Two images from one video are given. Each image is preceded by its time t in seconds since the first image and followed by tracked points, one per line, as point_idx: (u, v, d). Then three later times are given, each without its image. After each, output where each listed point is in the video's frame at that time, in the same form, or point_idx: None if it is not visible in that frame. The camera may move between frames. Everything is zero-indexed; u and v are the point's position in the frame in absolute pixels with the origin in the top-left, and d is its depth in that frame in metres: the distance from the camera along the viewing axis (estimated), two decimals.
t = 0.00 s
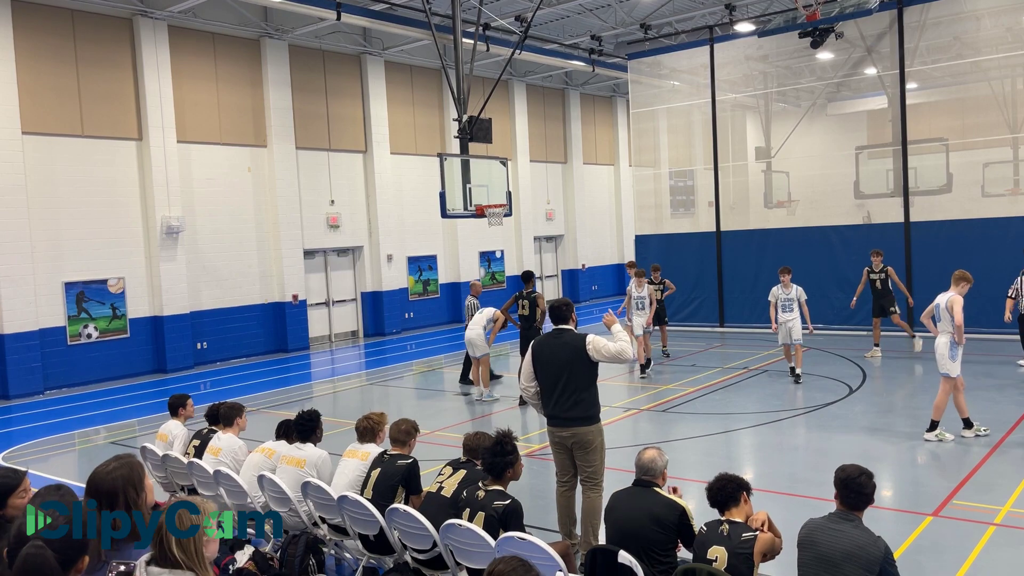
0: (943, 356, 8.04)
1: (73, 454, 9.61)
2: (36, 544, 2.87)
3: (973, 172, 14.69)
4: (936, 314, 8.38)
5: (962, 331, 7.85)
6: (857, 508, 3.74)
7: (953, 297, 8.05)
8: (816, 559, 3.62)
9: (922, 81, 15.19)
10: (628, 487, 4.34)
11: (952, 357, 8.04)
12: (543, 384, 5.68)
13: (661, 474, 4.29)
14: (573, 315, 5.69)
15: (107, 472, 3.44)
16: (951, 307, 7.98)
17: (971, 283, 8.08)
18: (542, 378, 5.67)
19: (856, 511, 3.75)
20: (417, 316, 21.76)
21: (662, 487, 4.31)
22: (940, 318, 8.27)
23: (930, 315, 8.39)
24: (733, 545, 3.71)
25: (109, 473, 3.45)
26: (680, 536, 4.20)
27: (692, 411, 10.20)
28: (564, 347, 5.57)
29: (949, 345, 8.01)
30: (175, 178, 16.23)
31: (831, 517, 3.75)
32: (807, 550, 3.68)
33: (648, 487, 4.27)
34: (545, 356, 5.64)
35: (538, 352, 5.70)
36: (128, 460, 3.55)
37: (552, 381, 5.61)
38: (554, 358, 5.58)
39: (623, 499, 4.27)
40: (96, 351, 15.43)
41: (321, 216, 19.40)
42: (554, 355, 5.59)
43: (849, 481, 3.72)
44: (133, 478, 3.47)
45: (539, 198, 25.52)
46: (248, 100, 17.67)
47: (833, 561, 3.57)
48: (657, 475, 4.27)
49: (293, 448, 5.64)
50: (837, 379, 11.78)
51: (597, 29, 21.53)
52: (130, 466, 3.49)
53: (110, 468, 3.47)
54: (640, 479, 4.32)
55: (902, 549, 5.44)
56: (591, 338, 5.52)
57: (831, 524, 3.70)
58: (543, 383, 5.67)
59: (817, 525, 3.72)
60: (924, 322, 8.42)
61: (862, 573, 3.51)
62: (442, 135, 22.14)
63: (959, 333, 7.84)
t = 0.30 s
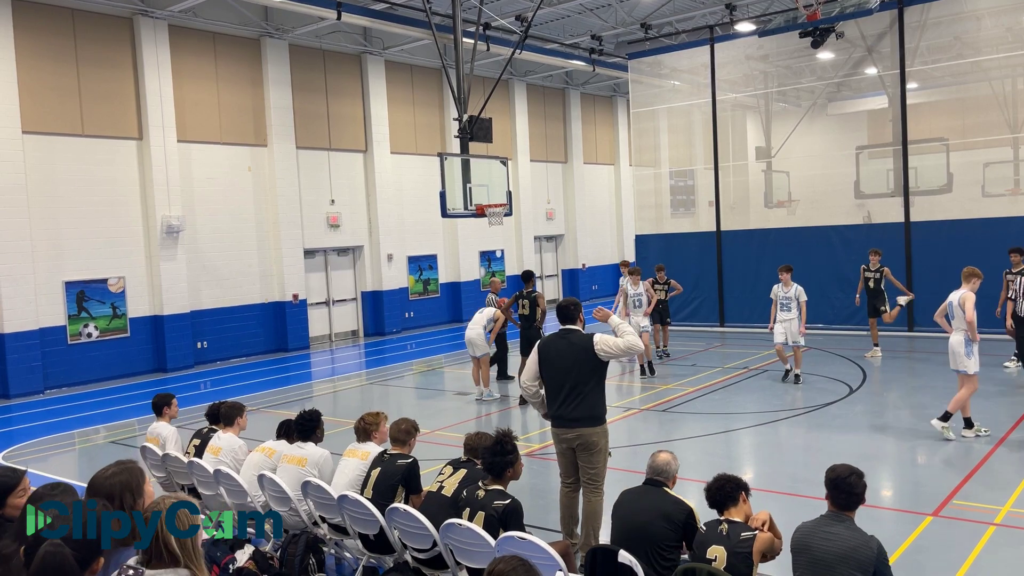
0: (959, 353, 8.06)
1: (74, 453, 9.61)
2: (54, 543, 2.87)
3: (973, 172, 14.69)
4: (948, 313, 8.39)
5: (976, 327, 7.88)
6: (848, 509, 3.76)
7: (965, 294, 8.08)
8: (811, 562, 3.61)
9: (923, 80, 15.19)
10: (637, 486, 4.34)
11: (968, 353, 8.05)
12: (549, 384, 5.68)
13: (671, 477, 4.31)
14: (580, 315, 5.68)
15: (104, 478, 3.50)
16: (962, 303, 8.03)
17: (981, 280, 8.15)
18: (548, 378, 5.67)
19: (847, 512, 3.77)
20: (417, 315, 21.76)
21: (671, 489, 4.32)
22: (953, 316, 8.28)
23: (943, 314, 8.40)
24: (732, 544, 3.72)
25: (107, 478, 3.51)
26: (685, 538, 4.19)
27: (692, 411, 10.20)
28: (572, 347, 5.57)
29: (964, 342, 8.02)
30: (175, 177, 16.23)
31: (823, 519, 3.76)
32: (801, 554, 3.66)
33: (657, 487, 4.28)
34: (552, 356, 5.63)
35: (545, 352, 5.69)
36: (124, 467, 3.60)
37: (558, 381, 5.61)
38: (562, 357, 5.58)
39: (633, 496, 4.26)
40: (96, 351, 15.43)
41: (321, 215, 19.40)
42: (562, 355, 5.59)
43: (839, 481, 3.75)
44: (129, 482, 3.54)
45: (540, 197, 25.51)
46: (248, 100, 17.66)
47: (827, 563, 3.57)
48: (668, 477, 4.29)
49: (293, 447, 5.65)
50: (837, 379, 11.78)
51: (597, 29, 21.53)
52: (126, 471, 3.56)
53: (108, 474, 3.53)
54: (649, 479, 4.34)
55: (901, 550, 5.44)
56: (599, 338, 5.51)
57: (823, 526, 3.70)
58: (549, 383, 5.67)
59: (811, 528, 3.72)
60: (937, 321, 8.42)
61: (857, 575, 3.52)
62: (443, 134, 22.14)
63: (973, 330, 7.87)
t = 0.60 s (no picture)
0: (972, 352, 8.05)
1: (74, 452, 9.62)
2: (55, 540, 2.87)
3: (973, 172, 14.69)
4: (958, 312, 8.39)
5: (989, 326, 7.86)
6: (840, 505, 3.77)
7: (978, 293, 8.08)
8: (808, 559, 3.60)
9: (923, 80, 15.18)
10: (645, 486, 4.34)
11: (983, 352, 8.03)
12: (550, 385, 5.68)
13: (677, 478, 4.31)
14: (580, 315, 5.70)
15: (108, 477, 3.53)
16: (975, 303, 8.04)
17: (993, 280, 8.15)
18: (549, 378, 5.67)
19: (838, 508, 3.79)
20: (418, 315, 21.77)
21: (677, 489, 4.31)
22: (964, 315, 8.27)
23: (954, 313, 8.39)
24: (732, 544, 3.72)
25: (112, 478, 3.54)
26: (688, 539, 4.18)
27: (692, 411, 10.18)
28: (573, 348, 5.57)
29: (977, 341, 8.01)
30: (176, 176, 16.24)
31: (814, 517, 3.76)
32: (798, 552, 3.64)
33: (664, 487, 4.28)
34: (553, 357, 5.64)
35: (547, 352, 5.70)
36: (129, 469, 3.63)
37: (560, 381, 5.61)
38: (563, 358, 5.58)
39: (642, 494, 4.26)
40: (96, 350, 15.43)
41: (322, 214, 19.41)
42: (563, 355, 5.59)
43: (830, 479, 3.77)
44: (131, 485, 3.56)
45: (540, 197, 25.51)
46: (248, 99, 17.66)
47: (826, 558, 3.55)
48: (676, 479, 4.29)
49: (293, 446, 5.66)
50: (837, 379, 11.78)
51: (598, 29, 21.53)
52: (130, 472, 3.59)
53: (111, 475, 3.57)
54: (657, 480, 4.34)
55: (900, 549, 5.44)
56: (600, 338, 5.52)
57: (815, 523, 3.70)
58: (549, 384, 5.67)
59: (805, 526, 3.71)
60: (949, 320, 8.41)
61: (856, 569, 3.52)
62: (443, 134, 22.14)
63: (988, 328, 7.86)
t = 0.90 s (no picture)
0: (990, 353, 8.05)
1: (74, 451, 9.62)
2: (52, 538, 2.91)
3: (974, 172, 14.69)
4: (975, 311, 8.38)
5: (1008, 328, 7.84)
6: (852, 504, 3.77)
7: (999, 295, 8.04)
8: (817, 554, 3.61)
9: (924, 80, 15.18)
10: (647, 485, 4.34)
11: (1000, 354, 8.04)
12: (545, 385, 5.66)
13: (679, 478, 4.31)
14: (573, 315, 5.72)
15: (107, 478, 3.55)
16: (996, 305, 8.00)
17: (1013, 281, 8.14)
18: (544, 378, 5.65)
19: (850, 507, 3.78)
20: (418, 315, 21.78)
21: (681, 488, 4.31)
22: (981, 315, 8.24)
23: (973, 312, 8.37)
24: (736, 544, 3.73)
25: (111, 479, 3.56)
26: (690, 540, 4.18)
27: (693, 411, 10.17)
28: (568, 347, 5.58)
29: (995, 342, 8.01)
30: (176, 176, 16.24)
31: (826, 514, 3.76)
32: (807, 546, 3.67)
33: (668, 487, 4.28)
34: (548, 356, 5.63)
35: (540, 352, 5.69)
36: (129, 471, 3.66)
37: (554, 381, 5.60)
38: (559, 357, 5.58)
39: (642, 495, 4.26)
40: (97, 349, 15.43)
41: (323, 214, 19.41)
42: (558, 354, 5.59)
43: (843, 478, 3.76)
44: (130, 486, 3.57)
45: (541, 197, 25.52)
46: (250, 99, 17.66)
47: (835, 555, 3.56)
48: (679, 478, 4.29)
49: (293, 446, 5.66)
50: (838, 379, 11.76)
51: (599, 29, 21.53)
52: (129, 474, 3.61)
53: (111, 475, 3.59)
54: (660, 479, 4.34)
55: (901, 549, 5.44)
56: (595, 338, 5.55)
57: (826, 521, 3.71)
58: (544, 383, 5.66)
59: (816, 524, 3.71)
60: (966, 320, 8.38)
61: (864, 568, 3.52)
62: (443, 133, 22.14)
63: (1006, 330, 7.84)
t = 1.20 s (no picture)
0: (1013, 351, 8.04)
1: (76, 450, 9.64)
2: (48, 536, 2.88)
3: (976, 171, 14.67)
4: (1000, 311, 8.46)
5: None
6: (861, 506, 3.78)
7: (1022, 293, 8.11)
8: (824, 550, 3.61)
9: (926, 80, 15.16)
10: (649, 485, 4.34)
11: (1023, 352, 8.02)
12: (529, 385, 5.66)
13: (683, 479, 4.32)
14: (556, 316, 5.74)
15: (106, 479, 3.55)
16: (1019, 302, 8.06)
17: None
18: (529, 377, 5.66)
19: (860, 510, 3.79)
20: (420, 314, 21.79)
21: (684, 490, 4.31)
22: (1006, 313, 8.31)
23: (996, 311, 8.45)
24: (744, 542, 3.73)
25: (109, 480, 3.56)
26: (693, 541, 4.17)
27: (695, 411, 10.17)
28: (553, 347, 5.60)
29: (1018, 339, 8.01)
30: (178, 175, 16.24)
31: (836, 514, 3.76)
32: (815, 543, 3.66)
33: (672, 487, 4.29)
34: (533, 356, 5.63)
35: (525, 352, 5.69)
36: (127, 474, 3.66)
37: (539, 381, 5.59)
38: (544, 357, 5.59)
39: (644, 495, 4.27)
40: (98, 348, 15.44)
41: (324, 213, 19.42)
42: (543, 354, 5.60)
43: (857, 480, 3.78)
44: (127, 488, 3.58)
45: (542, 196, 25.52)
46: (251, 99, 17.68)
47: (842, 552, 3.56)
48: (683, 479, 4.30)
49: (295, 445, 5.65)
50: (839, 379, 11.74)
51: (600, 28, 21.52)
52: (126, 476, 3.62)
53: (108, 477, 3.59)
54: (663, 479, 4.34)
55: (904, 549, 5.43)
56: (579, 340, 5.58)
57: (835, 519, 3.71)
58: (528, 383, 5.66)
59: (825, 522, 3.72)
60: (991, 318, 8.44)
61: (872, 566, 3.51)
62: (445, 133, 22.15)
63: None
